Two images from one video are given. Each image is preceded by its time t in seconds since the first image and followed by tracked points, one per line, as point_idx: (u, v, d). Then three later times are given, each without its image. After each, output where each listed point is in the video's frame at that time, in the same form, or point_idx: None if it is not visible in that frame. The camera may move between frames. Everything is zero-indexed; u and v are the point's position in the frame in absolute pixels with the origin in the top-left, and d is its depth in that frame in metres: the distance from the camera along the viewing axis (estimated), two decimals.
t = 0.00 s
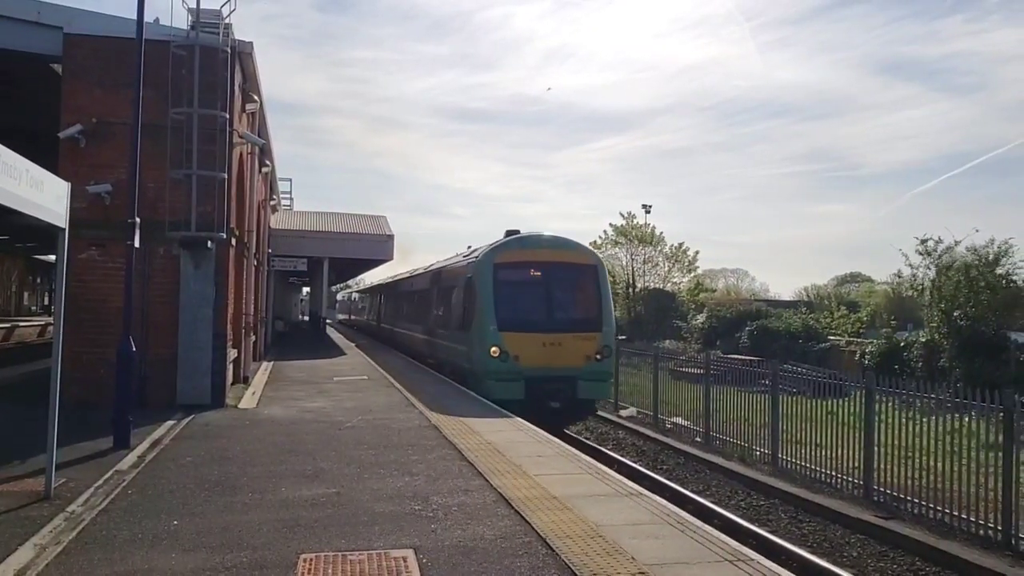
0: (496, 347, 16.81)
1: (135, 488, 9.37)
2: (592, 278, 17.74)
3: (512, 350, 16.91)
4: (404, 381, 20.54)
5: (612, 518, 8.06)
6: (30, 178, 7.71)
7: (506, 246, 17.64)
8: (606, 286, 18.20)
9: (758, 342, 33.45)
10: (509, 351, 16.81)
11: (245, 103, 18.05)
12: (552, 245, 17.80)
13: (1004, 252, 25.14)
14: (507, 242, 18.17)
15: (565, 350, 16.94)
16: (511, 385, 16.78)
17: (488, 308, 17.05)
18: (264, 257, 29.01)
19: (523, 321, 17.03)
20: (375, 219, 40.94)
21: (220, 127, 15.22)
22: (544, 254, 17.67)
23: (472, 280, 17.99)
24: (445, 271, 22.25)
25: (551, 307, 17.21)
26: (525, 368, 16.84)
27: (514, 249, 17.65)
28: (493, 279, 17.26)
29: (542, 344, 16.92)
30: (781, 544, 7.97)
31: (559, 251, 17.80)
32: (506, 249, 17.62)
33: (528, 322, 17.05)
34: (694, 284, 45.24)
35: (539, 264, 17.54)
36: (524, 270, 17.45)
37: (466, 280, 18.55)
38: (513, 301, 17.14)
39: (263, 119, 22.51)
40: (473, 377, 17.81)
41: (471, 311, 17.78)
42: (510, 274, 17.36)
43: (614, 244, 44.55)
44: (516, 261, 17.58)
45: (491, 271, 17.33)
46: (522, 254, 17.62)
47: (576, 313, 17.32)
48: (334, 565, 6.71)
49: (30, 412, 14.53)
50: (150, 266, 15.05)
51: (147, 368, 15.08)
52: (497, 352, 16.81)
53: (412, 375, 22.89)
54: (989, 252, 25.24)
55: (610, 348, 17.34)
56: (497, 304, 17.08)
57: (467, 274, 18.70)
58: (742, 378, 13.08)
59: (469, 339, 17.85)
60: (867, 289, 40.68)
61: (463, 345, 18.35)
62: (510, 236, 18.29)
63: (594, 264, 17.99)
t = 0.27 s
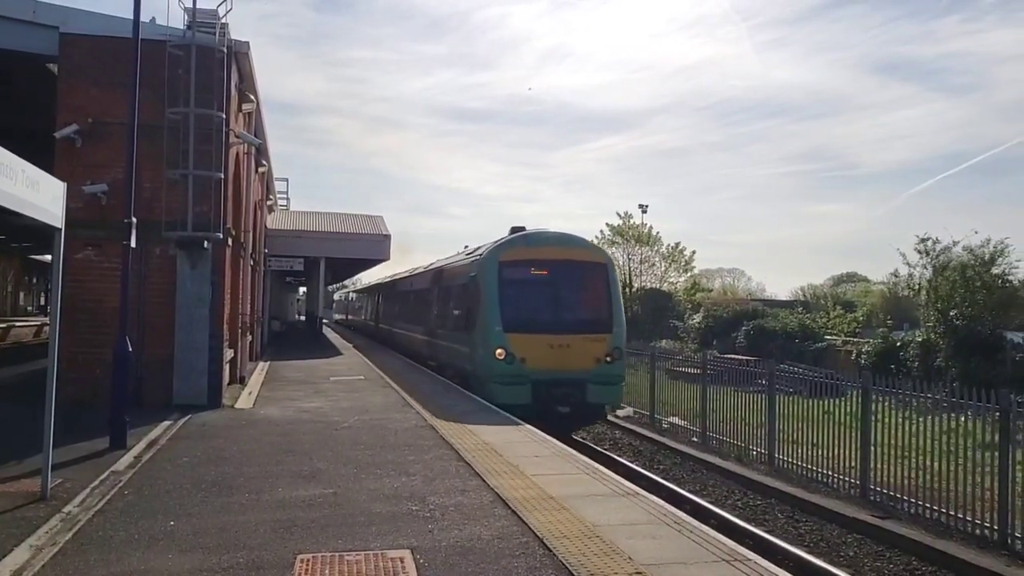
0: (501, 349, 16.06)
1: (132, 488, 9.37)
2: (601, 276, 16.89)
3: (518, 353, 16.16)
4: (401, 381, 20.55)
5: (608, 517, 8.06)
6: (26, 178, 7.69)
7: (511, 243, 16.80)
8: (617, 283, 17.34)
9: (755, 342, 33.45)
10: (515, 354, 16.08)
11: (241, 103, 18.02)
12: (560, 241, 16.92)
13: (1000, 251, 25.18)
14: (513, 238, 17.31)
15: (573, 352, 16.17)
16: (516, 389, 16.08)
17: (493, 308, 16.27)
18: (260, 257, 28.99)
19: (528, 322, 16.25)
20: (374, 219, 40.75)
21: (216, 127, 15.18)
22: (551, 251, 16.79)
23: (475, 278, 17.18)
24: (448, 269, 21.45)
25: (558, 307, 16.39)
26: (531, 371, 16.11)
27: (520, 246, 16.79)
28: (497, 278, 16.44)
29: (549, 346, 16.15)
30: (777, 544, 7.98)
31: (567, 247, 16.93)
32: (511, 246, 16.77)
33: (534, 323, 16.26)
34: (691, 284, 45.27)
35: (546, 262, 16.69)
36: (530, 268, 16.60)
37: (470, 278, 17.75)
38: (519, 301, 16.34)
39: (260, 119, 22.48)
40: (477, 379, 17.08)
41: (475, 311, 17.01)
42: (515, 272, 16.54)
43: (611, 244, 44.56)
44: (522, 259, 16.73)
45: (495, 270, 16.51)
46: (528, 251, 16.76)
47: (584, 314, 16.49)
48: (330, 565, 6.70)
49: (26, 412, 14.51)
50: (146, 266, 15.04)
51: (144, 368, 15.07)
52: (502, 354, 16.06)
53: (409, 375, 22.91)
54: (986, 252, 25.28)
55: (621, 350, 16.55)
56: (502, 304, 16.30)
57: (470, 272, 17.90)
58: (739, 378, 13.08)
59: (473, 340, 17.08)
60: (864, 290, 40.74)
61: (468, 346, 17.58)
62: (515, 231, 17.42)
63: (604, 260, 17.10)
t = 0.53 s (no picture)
0: (506, 351, 15.45)
1: (127, 489, 9.35)
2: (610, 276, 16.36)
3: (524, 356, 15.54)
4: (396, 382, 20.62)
5: (604, 518, 8.08)
6: (21, 178, 7.68)
7: (515, 242, 16.30)
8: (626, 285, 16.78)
9: (751, 343, 33.50)
10: (521, 357, 15.46)
11: (238, 103, 18.02)
12: (566, 240, 16.43)
13: (995, 252, 25.27)
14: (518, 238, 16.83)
15: (582, 355, 15.56)
16: (522, 393, 15.43)
17: (497, 309, 15.74)
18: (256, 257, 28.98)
19: (535, 323, 15.68)
20: (369, 218, 40.93)
21: (212, 128, 15.17)
22: (557, 250, 16.29)
23: (480, 278, 16.64)
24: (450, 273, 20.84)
25: (566, 307, 15.84)
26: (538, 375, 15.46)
27: (525, 246, 16.29)
28: (502, 278, 15.94)
29: (557, 348, 15.53)
30: (773, 544, 8.00)
31: (574, 246, 16.43)
32: (517, 245, 16.27)
33: (541, 324, 15.69)
34: (687, 285, 45.34)
35: (552, 262, 16.19)
36: (536, 268, 16.09)
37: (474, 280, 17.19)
38: (525, 301, 15.80)
39: (256, 119, 22.47)
40: (481, 386, 16.43)
41: (479, 313, 16.41)
42: (520, 272, 16.03)
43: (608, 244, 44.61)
44: (527, 257, 16.23)
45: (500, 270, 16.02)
46: (534, 250, 16.26)
47: (593, 315, 15.92)
48: (327, 566, 6.70)
49: (21, 412, 14.47)
50: (142, 266, 15.02)
51: (139, 368, 15.04)
52: (508, 357, 15.44)
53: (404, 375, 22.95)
54: (980, 253, 25.37)
55: (632, 354, 15.91)
56: (507, 304, 15.74)
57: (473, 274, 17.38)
58: (734, 379, 13.11)
59: (477, 344, 16.48)
60: (859, 291, 40.85)
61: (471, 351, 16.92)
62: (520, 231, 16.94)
63: (613, 260, 16.59)
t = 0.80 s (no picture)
0: (516, 355, 14.37)
1: (126, 490, 9.34)
2: (627, 275, 15.25)
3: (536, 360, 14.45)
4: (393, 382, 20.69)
5: (603, 519, 8.08)
6: (20, 179, 7.69)
7: (526, 238, 15.17)
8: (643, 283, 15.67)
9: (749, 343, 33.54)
10: (532, 361, 14.36)
11: (237, 104, 18.03)
12: (580, 235, 15.28)
13: (992, 252, 25.33)
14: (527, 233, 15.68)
15: (597, 359, 14.46)
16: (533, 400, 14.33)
17: (507, 311, 14.63)
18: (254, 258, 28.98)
19: (548, 325, 14.58)
20: (368, 218, 40.99)
21: (211, 128, 15.16)
22: (570, 246, 15.14)
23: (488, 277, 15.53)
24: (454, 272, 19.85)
25: (580, 308, 14.73)
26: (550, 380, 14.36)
27: (536, 242, 15.14)
28: (512, 277, 14.81)
29: (571, 352, 14.43)
30: (772, 544, 8.01)
31: (588, 243, 15.29)
32: (528, 241, 15.14)
33: (553, 326, 14.57)
34: (685, 285, 45.38)
35: (565, 260, 15.05)
36: (548, 266, 14.98)
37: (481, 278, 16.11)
38: (537, 302, 14.71)
39: (255, 120, 22.47)
40: (489, 391, 15.39)
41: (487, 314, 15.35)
42: (531, 271, 14.91)
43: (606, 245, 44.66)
44: (539, 255, 15.10)
45: (509, 268, 14.88)
46: (546, 246, 15.10)
47: (609, 316, 14.81)
48: (326, 567, 6.70)
49: (19, 413, 14.45)
50: (140, 267, 15.01)
51: (138, 369, 15.03)
52: (519, 362, 14.36)
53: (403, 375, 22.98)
54: (977, 253, 25.42)
55: (651, 358, 14.79)
56: (517, 305, 14.65)
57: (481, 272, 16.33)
58: (733, 379, 13.11)
59: (485, 346, 15.41)
60: (857, 291, 40.91)
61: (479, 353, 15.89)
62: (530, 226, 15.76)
63: (630, 257, 15.46)
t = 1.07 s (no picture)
0: (527, 359, 13.69)
1: (124, 491, 9.34)
2: (642, 274, 14.54)
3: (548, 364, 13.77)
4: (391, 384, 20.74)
5: (601, 520, 8.08)
6: (19, 180, 7.70)
7: (536, 236, 14.45)
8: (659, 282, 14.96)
9: (746, 345, 33.56)
10: (544, 366, 13.69)
11: (235, 105, 18.04)
12: (594, 233, 14.55)
13: (989, 254, 25.38)
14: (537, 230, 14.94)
15: (612, 363, 13.79)
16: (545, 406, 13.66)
17: (517, 312, 13.93)
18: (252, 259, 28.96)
19: (560, 328, 13.88)
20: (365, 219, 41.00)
21: (209, 129, 15.17)
22: (582, 245, 14.44)
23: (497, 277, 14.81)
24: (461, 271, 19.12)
25: (594, 309, 14.05)
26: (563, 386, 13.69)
27: (546, 240, 14.42)
28: (521, 277, 14.11)
29: (585, 356, 13.75)
30: (769, 545, 8.03)
31: (601, 240, 14.56)
32: (538, 239, 14.42)
33: (566, 329, 13.88)
34: (683, 287, 45.42)
35: (577, 258, 14.35)
36: (561, 265, 14.26)
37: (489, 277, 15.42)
38: (548, 304, 14.01)
39: (253, 122, 22.48)
40: (500, 396, 14.73)
41: (495, 315, 14.65)
42: (541, 271, 14.21)
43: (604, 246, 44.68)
44: (551, 253, 14.39)
45: (519, 268, 14.17)
46: (558, 245, 14.39)
47: (625, 319, 14.13)
48: (324, 568, 6.70)
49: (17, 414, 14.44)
50: (138, 268, 15.01)
51: (136, 370, 15.03)
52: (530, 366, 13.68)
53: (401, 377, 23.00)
54: (974, 255, 25.46)
55: (668, 362, 14.11)
56: (529, 307, 13.94)
57: (488, 271, 15.62)
58: (731, 381, 13.13)
59: (493, 347, 14.72)
60: (855, 293, 40.96)
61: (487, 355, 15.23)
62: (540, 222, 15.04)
63: (646, 255, 14.73)
